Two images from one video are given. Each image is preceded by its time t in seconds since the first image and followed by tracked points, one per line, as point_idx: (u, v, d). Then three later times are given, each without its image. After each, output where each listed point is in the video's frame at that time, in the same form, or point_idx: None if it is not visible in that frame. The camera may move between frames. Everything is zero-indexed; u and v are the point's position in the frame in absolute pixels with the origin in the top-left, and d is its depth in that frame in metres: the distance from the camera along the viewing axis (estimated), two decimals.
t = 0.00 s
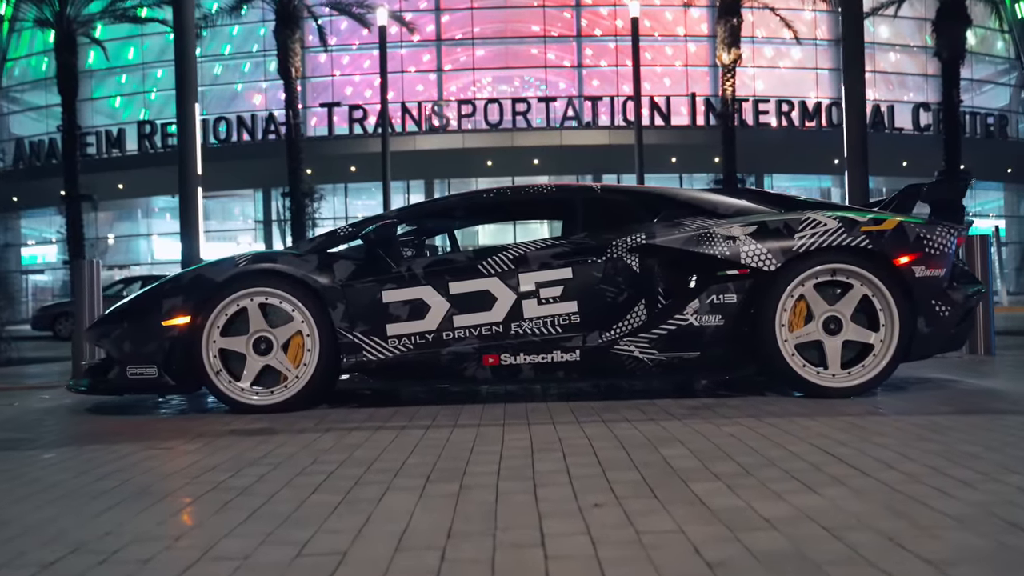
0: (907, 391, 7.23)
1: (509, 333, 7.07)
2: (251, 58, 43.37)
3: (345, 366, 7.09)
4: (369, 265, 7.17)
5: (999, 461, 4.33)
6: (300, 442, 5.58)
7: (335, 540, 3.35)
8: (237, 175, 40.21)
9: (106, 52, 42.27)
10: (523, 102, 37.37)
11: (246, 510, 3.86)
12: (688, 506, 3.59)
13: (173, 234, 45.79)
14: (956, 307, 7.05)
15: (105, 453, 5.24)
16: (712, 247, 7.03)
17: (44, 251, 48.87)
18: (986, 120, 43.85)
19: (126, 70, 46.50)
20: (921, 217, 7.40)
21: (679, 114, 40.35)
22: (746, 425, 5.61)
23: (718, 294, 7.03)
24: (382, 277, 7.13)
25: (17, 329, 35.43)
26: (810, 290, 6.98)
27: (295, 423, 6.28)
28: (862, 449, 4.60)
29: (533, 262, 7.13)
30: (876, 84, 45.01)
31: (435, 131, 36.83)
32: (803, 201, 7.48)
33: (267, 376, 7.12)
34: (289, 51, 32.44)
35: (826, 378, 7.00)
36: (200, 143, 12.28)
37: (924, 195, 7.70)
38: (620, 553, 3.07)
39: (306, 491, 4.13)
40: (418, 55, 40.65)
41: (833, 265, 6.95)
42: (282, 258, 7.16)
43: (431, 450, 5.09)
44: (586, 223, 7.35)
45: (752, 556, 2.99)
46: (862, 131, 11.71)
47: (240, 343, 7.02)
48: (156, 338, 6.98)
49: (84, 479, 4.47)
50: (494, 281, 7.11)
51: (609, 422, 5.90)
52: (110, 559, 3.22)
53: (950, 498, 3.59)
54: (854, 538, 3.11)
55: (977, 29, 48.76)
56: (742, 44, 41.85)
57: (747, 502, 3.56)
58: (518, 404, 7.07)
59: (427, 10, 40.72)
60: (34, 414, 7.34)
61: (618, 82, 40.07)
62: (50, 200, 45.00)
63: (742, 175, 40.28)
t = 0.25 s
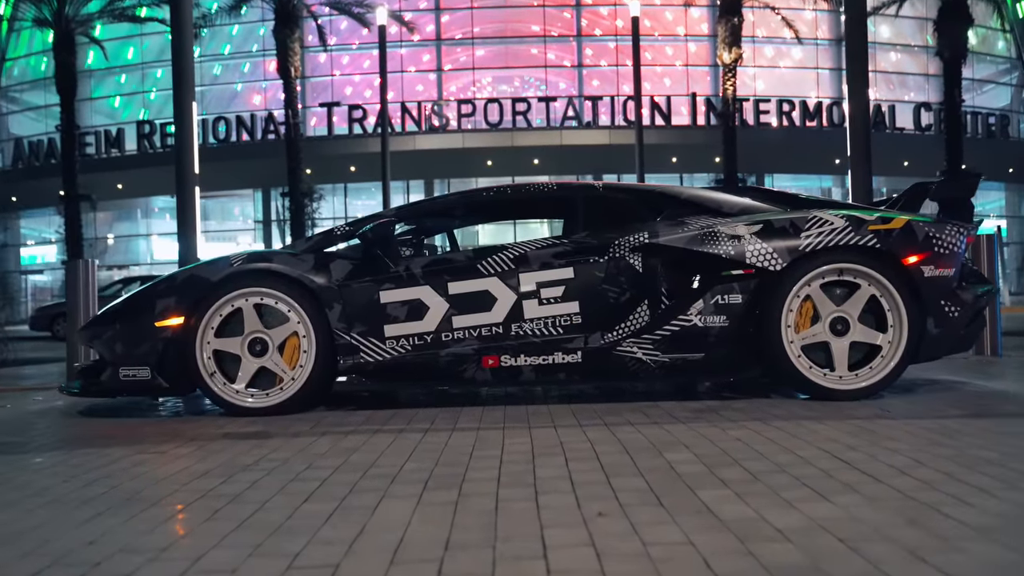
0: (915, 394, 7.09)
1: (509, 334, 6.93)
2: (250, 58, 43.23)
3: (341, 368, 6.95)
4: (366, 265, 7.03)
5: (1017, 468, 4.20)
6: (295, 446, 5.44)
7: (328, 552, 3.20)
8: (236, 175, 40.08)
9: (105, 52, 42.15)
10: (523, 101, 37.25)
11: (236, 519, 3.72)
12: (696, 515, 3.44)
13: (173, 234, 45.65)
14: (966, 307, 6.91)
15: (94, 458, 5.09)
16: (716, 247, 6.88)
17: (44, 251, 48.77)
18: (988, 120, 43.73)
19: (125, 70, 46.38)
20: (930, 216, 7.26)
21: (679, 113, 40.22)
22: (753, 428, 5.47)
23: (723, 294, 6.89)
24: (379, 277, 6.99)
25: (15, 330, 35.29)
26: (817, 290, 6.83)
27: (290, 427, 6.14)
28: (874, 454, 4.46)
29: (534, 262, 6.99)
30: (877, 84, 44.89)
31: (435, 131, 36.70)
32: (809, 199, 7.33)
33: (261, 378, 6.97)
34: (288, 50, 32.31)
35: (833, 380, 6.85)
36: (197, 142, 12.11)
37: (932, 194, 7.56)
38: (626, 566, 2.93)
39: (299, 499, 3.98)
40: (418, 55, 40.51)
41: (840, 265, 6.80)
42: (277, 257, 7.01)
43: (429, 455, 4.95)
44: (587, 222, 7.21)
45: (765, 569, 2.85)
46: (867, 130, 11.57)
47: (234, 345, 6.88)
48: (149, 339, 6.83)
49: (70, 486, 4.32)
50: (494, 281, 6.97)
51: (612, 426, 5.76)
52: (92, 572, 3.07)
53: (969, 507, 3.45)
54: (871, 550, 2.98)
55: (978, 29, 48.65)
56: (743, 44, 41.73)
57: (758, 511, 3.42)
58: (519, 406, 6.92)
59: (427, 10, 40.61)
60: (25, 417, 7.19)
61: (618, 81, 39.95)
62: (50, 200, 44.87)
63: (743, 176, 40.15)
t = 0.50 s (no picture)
0: (924, 396, 6.93)
1: (509, 335, 6.77)
2: (249, 58, 43.08)
3: (338, 370, 6.79)
4: (363, 265, 6.87)
5: None
6: (289, 451, 5.29)
7: (320, 565, 3.05)
8: (236, 175, 39.93)
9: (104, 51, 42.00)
10: (524, 101, 37.10)
11: (225, 530, 3.57)
12: (704, 527, 3.29)
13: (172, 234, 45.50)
14: (976, 308, 6.76)
15: (82, 463, 4.94)
16: (721, 246, 6.73)
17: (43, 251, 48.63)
18: (989, 119, 43.59)
19: (124, 70, 46.25)
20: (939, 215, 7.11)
21: (680, 113, 40.08)
22: (760, 433, 5.32)
23: (728, 294, 6.74)
24: (377, 277, 6.83)
25: (14, 330, 35.14)
26: (824, 290, 6.68)
27: (284, 431, 5.99)
28: (887, 460, 4.31)
29: (534, 261, 6.83)
30: (878, 83, 44.76)
31: (435, 131, 36.55)
32: (815, 197, 7.18)
33: (255, 380, 6.81)
34: (288, 50, 32.17)
35: (841, 383, 6.69)
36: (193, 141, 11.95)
37: (941, 192, 7.41)
38: None
39: (291, 508, 3.84)
40: (418, 54, 40.37)
41: (848, 264, 6.65)
42: (271, 257, 6.85)
43: (427, 460, 4.79)
44: (589, 221, 7.06)
45: None
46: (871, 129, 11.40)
47: (227, 346, 6.72)
48: (141, 341, 6.68)
49: (54, 494, 4.17)
50: (494, 281, 6.82)
51: (614, 430, 5.61)
52: None
53: (991, 518, 3.30)
54: (891, 565, 2.83)
55: (978, 28, 48.53)
56: (743, 44, 41.59)
57: (770, 524, 3.28)
58: (519, 409, 6.77)
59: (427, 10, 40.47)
60: (14, 420, 7.03)
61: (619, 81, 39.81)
62: (48, 200, 44.72)
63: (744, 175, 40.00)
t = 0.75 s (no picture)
0: (933, 398, 6.78)
1: (509, 336, 6.63)
2: (248, 58, 42.94)
3: (334, 371, 6.64)
4: (359, 264, 6.72)
5: None
6: (283, 455, 5.15)
7: None
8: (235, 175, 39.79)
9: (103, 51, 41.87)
10: (524, 100, 36.95)
11: (212, 540, 3.42)
12: (712, 538, 3.15)
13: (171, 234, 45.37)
14: (987, 308, 6.61)
15: (68, 469, 4.80)
16: (726, 245, 6.58)
17: (42, 251, 48.50)
18: (991, 119, 43.44)
19: (123, 70, 46.11)
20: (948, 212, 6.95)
21: (681, 113, 39.94)
22: (767, 436, 5.17)
23: (733, 294, 6.60)
24: (373, 276, 6.68)
25: (12, 330, 35.01)
26: (831, 290, 6.52)
27: (279, 434, 5.84)
28: (901, 466, 4.16)
29: (534, 261, 6.69)
30: (879, 83, 44.62)
31: (435, 131, 36.41)
32: (822, 194, 7.02)
33: (249, 382, 6.66)
34: (287, 49, 32.02)
35: (848, 384, 6.54)
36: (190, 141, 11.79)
37: (950, 189, 7.26)
38: None
39: (281, 517, 3.69)
40: (417, 54, 40.23)
41: (855, 263, 6.50)
42: (265, 255, 6.70)
43: (425, 465, 4.65)
44: (591, 219, 6.91)
45: None
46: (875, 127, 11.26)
47: (221, 347, 6.58)
48: (132, 343, 6.53)
49: (37, 502, 4.02)
50: (493, 281, 6.67)
51: (617, 433, 5.47)
52: None
53: (1012, 528, 3.16)
54: None
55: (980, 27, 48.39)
56: (744, 43, 41.46)
57: (781, 534, 3.13)
58: (519, 412, 6.62)
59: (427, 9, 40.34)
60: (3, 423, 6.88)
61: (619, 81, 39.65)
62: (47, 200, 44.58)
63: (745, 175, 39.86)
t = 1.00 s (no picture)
0: (943, 400, 6.63)
1: (509, 336, 6.49)
2: (247, 57, 42.78)
3: (330, 372, 6.49)
4: (356, 262, 6.58)
5: None
6: (276, 459, 5.00)
7: None
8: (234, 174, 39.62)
9: (102, 50, 41.68)
10: (523, 99, 36.78)
11: (200, 548, 3.28)
12: (723, 548, 3.00)
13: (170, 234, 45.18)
14: (998, 308, 6.47)
15: (54, 472, 4.65)
16: (731, 243, 6.44)
17: (41, 251, 48.31)
18: (992, 118, 43.27)
19: (122, 68, 45.92)
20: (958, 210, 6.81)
21: (681, 112, 39.77)
22: (775, 439, 5.03)
23: (738, 293, 6.46)
24: (371, 275, 6.54)
25: (10, 330, 34.82)
26: (838, 289, 6.38)
27: (273, 437, 5.70)
28: (916, 471, 4.02)
29: (535, 259, 6.54)
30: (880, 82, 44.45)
31: (435, 130, 36.23)
32: (829, 192, 6.88)
33: (244, 383, 6.51)
34: (286, 48, 31.85)
35: (856, 386, 6.39)
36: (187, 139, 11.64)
37: (959, 187, 7.11)
38: None
39: (272, 525, 3.55)
40: (417, 53, 40.07)
41: (864, 261, 6.35)
42: (260, 253, 6.55)
43: (423, 470, 4.50)
44: (593, 217, 6.77)
45: None
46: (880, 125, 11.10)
47: (214, 348, 6.42)
48: (124, 343, 6.38)
49: (19, 508, 3.88)
50: (493, 280, 6.53)
51: (620, 436, 5.33)
52: None
53: None
54: None
55: (981, 27, 48.23)
56: (745, 43, 41.29)
57: (797, 544, 3.00)
58: (520, 414, 6.47)
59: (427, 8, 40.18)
60: None
61: (618, 80, 39.34)
62: (46, 199, 44.39)
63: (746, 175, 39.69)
